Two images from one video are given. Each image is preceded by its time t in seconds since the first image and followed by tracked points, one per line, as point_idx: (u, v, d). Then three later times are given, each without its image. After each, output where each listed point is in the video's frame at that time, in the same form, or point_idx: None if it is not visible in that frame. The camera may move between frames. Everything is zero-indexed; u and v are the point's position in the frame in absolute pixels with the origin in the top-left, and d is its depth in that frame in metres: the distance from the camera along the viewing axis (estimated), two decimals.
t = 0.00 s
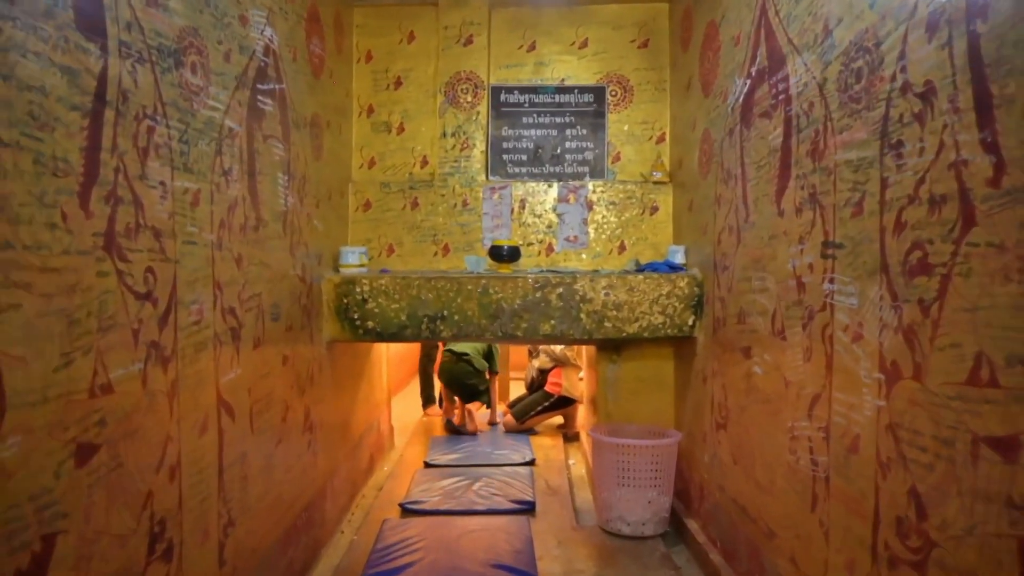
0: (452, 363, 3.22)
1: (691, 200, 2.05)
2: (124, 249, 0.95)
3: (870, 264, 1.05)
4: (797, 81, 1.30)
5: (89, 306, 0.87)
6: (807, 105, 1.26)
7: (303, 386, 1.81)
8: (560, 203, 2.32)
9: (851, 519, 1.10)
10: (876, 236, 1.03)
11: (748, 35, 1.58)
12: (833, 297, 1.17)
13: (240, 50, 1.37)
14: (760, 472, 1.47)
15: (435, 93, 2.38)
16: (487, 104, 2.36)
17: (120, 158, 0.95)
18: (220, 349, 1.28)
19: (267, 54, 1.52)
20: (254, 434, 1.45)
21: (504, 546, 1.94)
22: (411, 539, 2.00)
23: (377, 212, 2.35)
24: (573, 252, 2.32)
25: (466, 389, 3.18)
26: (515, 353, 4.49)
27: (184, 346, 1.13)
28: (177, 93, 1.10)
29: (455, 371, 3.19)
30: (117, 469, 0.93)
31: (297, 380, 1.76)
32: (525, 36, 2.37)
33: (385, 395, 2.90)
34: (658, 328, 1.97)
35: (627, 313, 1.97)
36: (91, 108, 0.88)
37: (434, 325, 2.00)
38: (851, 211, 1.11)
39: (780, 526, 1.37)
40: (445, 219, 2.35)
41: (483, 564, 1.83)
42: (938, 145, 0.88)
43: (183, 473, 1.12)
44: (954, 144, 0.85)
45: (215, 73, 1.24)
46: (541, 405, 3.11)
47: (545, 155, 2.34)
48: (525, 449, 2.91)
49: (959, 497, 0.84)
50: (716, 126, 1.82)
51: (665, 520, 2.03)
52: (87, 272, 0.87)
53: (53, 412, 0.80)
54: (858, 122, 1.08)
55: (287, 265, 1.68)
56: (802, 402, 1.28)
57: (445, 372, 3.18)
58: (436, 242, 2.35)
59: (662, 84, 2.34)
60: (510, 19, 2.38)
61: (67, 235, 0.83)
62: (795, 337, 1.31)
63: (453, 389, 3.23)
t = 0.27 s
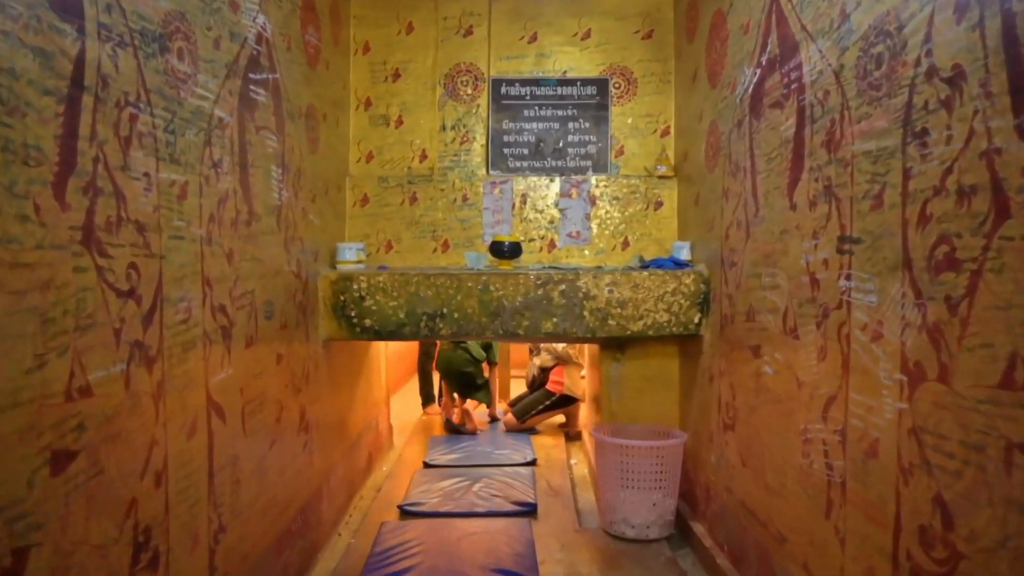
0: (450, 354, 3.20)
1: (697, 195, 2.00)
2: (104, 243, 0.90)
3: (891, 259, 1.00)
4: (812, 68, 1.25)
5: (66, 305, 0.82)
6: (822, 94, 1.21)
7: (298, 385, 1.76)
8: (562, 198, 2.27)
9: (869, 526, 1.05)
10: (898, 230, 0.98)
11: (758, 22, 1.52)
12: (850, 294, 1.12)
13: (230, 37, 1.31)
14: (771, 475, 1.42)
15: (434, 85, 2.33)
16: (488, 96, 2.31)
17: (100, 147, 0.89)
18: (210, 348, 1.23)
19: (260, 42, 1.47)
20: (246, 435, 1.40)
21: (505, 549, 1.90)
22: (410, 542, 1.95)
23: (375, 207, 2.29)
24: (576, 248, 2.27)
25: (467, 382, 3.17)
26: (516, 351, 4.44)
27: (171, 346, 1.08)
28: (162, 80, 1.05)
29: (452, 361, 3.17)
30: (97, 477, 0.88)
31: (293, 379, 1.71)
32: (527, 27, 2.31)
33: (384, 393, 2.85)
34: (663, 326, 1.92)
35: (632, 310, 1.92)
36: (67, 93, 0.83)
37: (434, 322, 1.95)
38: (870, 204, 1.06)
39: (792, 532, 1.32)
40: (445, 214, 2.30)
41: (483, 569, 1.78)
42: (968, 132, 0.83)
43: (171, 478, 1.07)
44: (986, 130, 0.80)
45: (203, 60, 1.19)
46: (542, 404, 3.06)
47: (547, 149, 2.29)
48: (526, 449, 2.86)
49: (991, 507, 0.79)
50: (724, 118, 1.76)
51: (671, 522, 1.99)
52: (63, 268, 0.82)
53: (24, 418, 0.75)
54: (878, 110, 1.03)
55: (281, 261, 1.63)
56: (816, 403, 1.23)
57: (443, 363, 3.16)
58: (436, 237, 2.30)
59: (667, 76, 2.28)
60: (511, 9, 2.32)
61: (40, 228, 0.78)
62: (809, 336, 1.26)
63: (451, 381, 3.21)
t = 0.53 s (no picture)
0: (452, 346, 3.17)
1: (703, 190, 1.94)
2: (81, 238, 0.85)
3: (915, 255, 0.95)
4: (827, 56, 1.20)
5: (38, 304, 0.77)
6: (838, 82, 1.16)
7: (294, 386, 1.71)
8: (565, 193, 2.21)
9: (890, 536, 1.00)
10: (923, 224, 0.93)
11: (768, 10, 1.47)
12: (868, 292, 1.06)
13: (220, 24, 1.26)
14: (782, 480, 1.38)
15: (433, 78, 2.27)
16: (488, 89, 2.26)
17: (77, 136, 0.84)
18: (199, 349, 1.18)
19: (251, 30, 1.41)
20: (239, 439, 1.35)
21: (506, 554, 1.85)
22: (409, 546, 1.91)
23: (373, 203, 2.24)
24: (578, 245, 2.21)
25: (471, 376, 3.14)
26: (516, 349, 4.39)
27: (156, 347, 1.03)
28: (146, 67, 1.00)
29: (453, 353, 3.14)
30: (75, 487, 0.83)
31: (287, 379, 1.66)
32: (528, 18, 2.25)
33: (382, 393, 2.80)
34: (668, 325, 1.87)
35: (636, 308, 1.86)
36: (39, 78, 0.77)
37: (433, 321, 1.90)
38: (891, 197, 1.00)
39: (805, 539, 1.27)
40: (444, 210, 2.25)
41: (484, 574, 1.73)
42: (1001, 120, 0.78)
43: (156, 485, 1.02)
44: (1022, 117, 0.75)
45: (191, 46, 1.14)
46: (543, 404, 3.00)
47: (549, 143, 2.23)
48: (528, 449, 2.81)
49: None
50: (732, 111, 1.71)
51: (676, 526, 1.94)
52: (35, 265, 0.77)
53: None
54: (901, 98, 0.98)
55: (275, 258, 1.58)
56: (831, 406, 1.18)
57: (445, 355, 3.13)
58: (435, 234, 2.24)
59: (671, 68, 2.23)
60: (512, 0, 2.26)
61: (10, 222, 0.73)
62: (823, 336, 1.21)
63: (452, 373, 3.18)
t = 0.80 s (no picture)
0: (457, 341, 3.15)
1: (713, 183, 1.87)
2: (49, 229, 0.78)
3: (952, 249, 0.88)
4: (852, 38, 1.12)
5: None
6: (864, 66, 1.08)
7: (288, 387, 1.64)
8: (569, 187, 2.14)
9: (923, 551, 0.94)
10: (962, 216, 0.86)
11: None
12: (898, 289, 0.99)
13: (207, 5, 1.19)
14: (800, 487, 1.31)
15: (433, 68, 2.20)
16: (490, 79, 2.18)
17: (43, 117, 0.77)
18: (185, 349, 1.11)
19: (241, 13, 1.34)
20: (229, 444, 1.28)
21: (509, 561, 1.78)
22: (408, 552, 1.84)
23: (371, 197, 2.17)
24: (583, 240, 2.14)
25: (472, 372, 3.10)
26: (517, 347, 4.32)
27: (136, 348, 0.96)
28: (123, 46, 0.93)
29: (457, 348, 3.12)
30: (43, 502, 0.76)
31: (281, 380, 1.59)
32: (531, 6, 2.18)
33: (381, 392, 2.73)
34: (677, 323, 1.80)
35: (644, 306, 1.80)
36: None
37: (433, 320, 1.83)
38: (925, 186, 0.93)
39: (826, 550, 1.21)
40: (444, 205, 2.18)
41: None
42: None
43: (136, 496, 0.96)
44: None
45: (174, 27, 1.06)
46: (545, 403, 2.93)
47: (552, 136, 2.16)
48: (530, 450, 2.74)
49: None
50: (744, 100, 1.64)
51: (685, 532, 1.87)
52: None
53: None
54: (937, 80, 0.91)
55: (268, 253, 1.51)
56: (856, 410, 1.11)
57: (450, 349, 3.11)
58: (435, 229, 2.17)
59: (679, 58, 2.16)
60: None
61: None
62: (846, 335, 1.14)
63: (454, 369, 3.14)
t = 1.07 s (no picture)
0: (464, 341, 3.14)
1: (722, 179, 1.82)
2: (21, 223, 0.72)
3: (987, 245, 0.82)
4: (874, 23, 1.07)
5: None
6: (888, 52, 1.03)
7: (283, 389, 1.59)
8: (572, 183, 2.09)
9: (953, 565, 0.88)
10: (998, 209, 0.80)
11: None
12: (925, 287, 0.94)
13: None
14: (817, 494, 1.25)
15: (433, 61, 2.14)
16: (491, 73, 2.13)
17: (14, 102, 0.71)
18: (173, 350, 1.05)
19: None
20: (221, 449, 1.23)
21: (511, 568, 1.73)
22: (408, 559, 1.79)
23: (369, 193, 2.11)
24: (587, 237, 2.09)
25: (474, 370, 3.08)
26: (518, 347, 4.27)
27: (119, 350, 0.91)
28: (104, 30, 0.87)
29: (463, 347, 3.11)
30: (15, 517, 0.71)
31: (276, 382, 1.53)
32: None
33: (380, 393, 2.68)
34: (685, 323, 1.75)
35: (651, 305, 1.74)
36: None
37: (433, 319, 1.77)
38: (956, 178, 0.88)
39: (844, 561, 1.15)
40: (445, 201, 2.12)
41: None
42: None
43: (119, 507, 0.90)
44: None
45: (160, 10, 1.01)
46: (546, 404, 2.87)
47: (556, 130, 2.11)
48: (532, 451, 2.69)
49: None
50: (756, 92, 1.58)
51: (692, 538, 1.82)
52: None
53: None
54: (970, 65, 0.85)
55: (262, 250, 1.46)
56: (878, 415, 1.06)
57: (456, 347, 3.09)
58: (435, 226, 2.12)
59: (685, 50, 2.10)
60: None
61: None
62: (867, 336, 1.09)
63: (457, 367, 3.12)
